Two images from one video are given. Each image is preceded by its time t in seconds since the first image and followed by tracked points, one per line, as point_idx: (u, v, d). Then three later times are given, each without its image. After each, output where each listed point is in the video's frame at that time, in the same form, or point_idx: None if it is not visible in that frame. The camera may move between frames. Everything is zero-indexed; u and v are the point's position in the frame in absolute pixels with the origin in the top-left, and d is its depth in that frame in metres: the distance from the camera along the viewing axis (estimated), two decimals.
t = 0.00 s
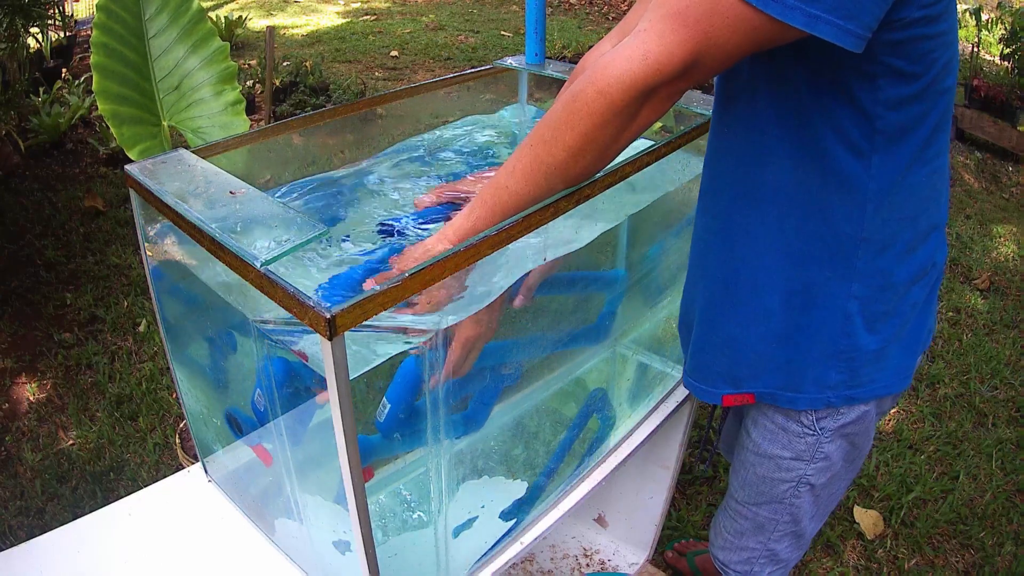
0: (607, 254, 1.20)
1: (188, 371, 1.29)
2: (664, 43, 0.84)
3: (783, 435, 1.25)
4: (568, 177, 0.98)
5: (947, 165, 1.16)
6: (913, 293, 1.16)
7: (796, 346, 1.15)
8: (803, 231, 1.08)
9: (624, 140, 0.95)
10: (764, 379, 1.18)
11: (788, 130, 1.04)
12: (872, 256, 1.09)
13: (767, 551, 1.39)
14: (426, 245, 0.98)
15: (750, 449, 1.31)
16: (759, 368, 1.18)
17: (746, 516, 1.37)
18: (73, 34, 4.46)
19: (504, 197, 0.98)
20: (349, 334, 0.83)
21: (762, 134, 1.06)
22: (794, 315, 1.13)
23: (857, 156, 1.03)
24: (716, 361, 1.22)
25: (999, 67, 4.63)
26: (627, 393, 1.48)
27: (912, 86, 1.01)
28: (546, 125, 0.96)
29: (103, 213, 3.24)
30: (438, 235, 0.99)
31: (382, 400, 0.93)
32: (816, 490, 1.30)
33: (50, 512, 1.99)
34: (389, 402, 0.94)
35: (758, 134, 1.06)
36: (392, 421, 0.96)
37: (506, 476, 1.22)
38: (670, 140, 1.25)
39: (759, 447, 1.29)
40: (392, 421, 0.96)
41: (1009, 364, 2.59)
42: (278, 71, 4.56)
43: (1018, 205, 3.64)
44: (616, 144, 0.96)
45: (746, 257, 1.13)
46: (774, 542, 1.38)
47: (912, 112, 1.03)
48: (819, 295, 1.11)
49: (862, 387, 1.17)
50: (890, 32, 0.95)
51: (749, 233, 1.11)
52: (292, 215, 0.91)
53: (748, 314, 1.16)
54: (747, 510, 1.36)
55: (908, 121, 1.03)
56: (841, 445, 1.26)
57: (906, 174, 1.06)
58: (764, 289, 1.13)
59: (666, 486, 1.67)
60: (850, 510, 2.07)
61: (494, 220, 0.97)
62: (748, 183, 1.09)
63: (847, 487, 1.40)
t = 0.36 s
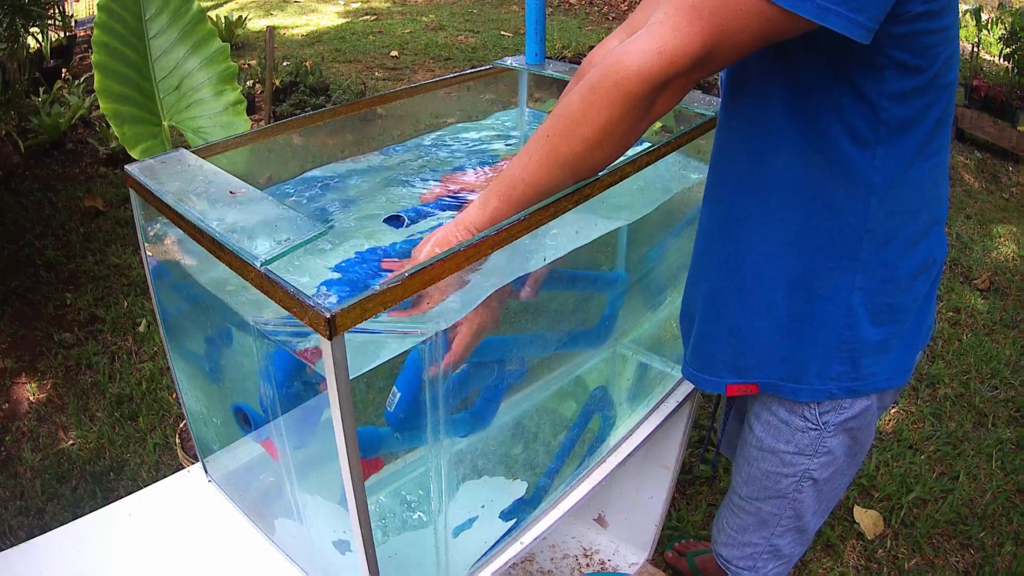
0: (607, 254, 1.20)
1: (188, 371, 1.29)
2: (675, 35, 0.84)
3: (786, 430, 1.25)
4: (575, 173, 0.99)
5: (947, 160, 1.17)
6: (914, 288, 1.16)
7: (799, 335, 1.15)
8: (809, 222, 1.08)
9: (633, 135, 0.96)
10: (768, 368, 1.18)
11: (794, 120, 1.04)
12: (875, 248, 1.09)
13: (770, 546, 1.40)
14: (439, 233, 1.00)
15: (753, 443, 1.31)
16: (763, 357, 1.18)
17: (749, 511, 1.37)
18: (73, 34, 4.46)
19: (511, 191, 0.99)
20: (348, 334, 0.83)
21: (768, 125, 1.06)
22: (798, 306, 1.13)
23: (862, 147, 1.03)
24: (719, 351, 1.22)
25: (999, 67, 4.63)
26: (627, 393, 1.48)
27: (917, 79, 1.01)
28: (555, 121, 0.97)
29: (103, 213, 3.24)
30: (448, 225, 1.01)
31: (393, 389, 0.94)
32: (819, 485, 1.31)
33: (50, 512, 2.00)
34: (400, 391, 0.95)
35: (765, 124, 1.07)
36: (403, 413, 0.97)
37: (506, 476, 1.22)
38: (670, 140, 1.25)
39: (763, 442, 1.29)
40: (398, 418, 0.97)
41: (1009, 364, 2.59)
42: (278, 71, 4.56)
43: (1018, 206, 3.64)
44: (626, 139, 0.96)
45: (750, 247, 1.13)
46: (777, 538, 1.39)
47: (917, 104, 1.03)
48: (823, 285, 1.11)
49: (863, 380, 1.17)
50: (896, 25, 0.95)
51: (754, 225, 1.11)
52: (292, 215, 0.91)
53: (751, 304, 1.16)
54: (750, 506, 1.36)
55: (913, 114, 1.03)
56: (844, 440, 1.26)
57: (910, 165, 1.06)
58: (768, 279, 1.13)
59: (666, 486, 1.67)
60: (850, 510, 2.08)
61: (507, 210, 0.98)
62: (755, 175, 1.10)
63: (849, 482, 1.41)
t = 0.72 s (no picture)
0: (607, 254, 1.20)
1: (188, 370, 1.29)
2: (777, 61, 0.82)
3: (788, 428, 1.28)
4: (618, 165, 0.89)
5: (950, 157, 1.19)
6: (916, 283, 1.19)
7: (808, 328, 1.19)
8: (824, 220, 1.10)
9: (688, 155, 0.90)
10: (776, 359, 1.22)
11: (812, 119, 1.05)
12: (882, 247, 1.11)
13: (771, 543, 1.43)
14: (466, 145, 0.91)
15: (754, 442, 1.34)
16: (770, 349, 1.22)
17: (750, 509, 1.40)
18: (73, 34, 4.46)
19: (557, 148, 0.86)
20: (348, 334, 0.84)
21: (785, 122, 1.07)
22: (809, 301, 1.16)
23: (875, 148, 1.05)
24: (734, 344, 1.25)
25: (998, 66, 4.63)
26: (628, 393, 1.48)
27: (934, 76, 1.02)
28: (631, 100, 0.87)
29: (103, 213, 3.24)
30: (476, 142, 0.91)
31: (397, 386, 0.94)
32: (820, 481, 1.34)
33: (50, 512, 1.99)
34: (404, 388, 0.95)
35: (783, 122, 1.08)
36: (406, 411, 0.97)
37: (506, 476, 1.22)
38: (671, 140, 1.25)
39: (764, 440, 1.32)
40: (400, 416, 0.97)
41: (1009, 364, 2.59)
42: (278, 71, 4.56)
43: (1018, 205, 3.64)
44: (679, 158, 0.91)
45: (762, 244, 1.16)
46: (778, 535, 1.42)
47: (929, 105, 1.04)
48: (832, 282, 1.14)
49: (866, 374, 1.21)
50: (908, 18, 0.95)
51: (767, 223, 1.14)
52: (293, 215, 0.91)
53: (762, 297, 1.19)
54: (751, 503, 1.40)
55: (926, 113, 1.04)
56: (844, 436, 1.30)
57: (917, 164, 1.08)
58: (779, 274, 1.16)
59: (666, 486, 1.67)
60: (850, 509, 2.08)
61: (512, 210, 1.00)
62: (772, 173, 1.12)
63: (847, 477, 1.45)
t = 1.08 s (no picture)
0: (607, 254, 1.20)
1: (188, 370, 1.29)
2: (803, 64, 0.86)
3: (793, 425, 1.29)
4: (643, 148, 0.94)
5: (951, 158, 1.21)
6: (919, 282, 1.22)
7: (819, 326, 1.21)
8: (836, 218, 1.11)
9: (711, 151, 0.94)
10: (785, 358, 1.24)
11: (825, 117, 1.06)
12: (890, 245, 1.14)
13: (774, 541, 1.44)
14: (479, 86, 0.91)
15: (758, 439, 1.35)
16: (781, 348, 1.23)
17: (753, 508, 1.42)
18: (73, 34, 4.46)
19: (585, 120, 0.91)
20: (348, 335, 0.83)
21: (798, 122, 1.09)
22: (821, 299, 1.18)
23: (889, 148, 1.06)
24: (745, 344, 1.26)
25: (998, 66, 4.62)
26: (628, 393, 1.49)
27: (945, 77, 1.04)
28: (664, 87, 0.92)
29: (103, 213, 3.24)
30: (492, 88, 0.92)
31: (393, 377, 0.93)
32: (823, 478, 1.35)
33: (50, 512, 1.99)
34: (400, 379, 0.94)
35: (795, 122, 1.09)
36: (403, 405, 0.96)
37: (506, 476, 1.22)
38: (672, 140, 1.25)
39: (768, 438, 1.33)
40: (398, 412, 0.96)
41: (1009, 364, 2.59)
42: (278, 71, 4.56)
43: (1018, 206, 3.64)
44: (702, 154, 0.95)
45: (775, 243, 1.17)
46: (781, 533, 1.43)
47: (941, 107, 1.06)
48: (843, 279, 1.16)
49: (873, 371, 1.23)
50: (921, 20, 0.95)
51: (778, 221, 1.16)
52: (293, 215, 0.91)
53: (772, 296, 1.20)
54: (754, 501, 1.41)
55: (937, 115, 1.06)
56: (847, 432, 1.32)
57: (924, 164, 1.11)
58: (792, 273, 1.17)
59: (666, 486, 1.68)
60: (850, 510, 2.08)
61: (517, 206, 1.00)
62: (784, 172, 1.13)
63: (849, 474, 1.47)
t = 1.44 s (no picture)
0: (607, 254, 1.21)
1: (188, 371, 1.29)
2: (804, 63, 0.86)
3: (795, 424, 1.29)
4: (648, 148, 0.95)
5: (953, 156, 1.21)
6: (921, 281, 1.22)
7: (821, 324, 1.21)
8: (839, 215, 1.11)
9: (713, 148, 0.95)
10: (786, 356, 1.24)
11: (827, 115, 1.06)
12: (893, 243, 1.13)
13: (776, 539, 1.44)
14: (475, 119, 0.92)
15: (760, 438, 1.35)
16: (782, 346, 1.23)
17: (754, 506, 1.42)
18: (73, 34, 4.46)
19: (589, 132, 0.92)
20: (348, 334, 0.84)
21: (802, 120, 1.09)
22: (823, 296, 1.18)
23: (892, 147, 1.06)
24: (748, 341, 1.26)
25: (998, 66, 4.61)
26: (628, 393, 1.49)
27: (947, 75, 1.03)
28: (664, 87, 0.91)
29: (103, 213, 3.24)
30: (489, 115, 0.92)
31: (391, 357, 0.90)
32: (825, 477, 1.35)
33: (50, 512, 1.99)
34: (396, 362, 0.91)
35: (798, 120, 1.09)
36: (397, 385, 0.93)
37: (506, 476, 1.22)
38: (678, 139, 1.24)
39: (770, 437, 1.33)
40: (392, 393, 0.94)
41: (1009, 364, 2.59)
42: (278, 71, 4.56)
43: (1018, 206, 3.64)
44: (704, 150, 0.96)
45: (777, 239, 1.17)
46: (782, 531, 1.43)
47: (943, 105, 1.06)
48: (845, 277, 1.16)
49: (875, 370, 1.23)
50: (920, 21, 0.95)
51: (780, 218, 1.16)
52: (293, 215, 0.91)
53: (774, 294, 1.20)
54: (756, 500, 1.41)
55: (940, 113, 1.06)
56: (848, 431, 1.32)
57: (927, 162, 1.11)
58: (794, 271, 1.17)
59: (666, 485, 1.68)
60: (850, 510, 2.08)
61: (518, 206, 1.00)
62: (786, 170, 1.14)
63: (850, 472, 1.47)
